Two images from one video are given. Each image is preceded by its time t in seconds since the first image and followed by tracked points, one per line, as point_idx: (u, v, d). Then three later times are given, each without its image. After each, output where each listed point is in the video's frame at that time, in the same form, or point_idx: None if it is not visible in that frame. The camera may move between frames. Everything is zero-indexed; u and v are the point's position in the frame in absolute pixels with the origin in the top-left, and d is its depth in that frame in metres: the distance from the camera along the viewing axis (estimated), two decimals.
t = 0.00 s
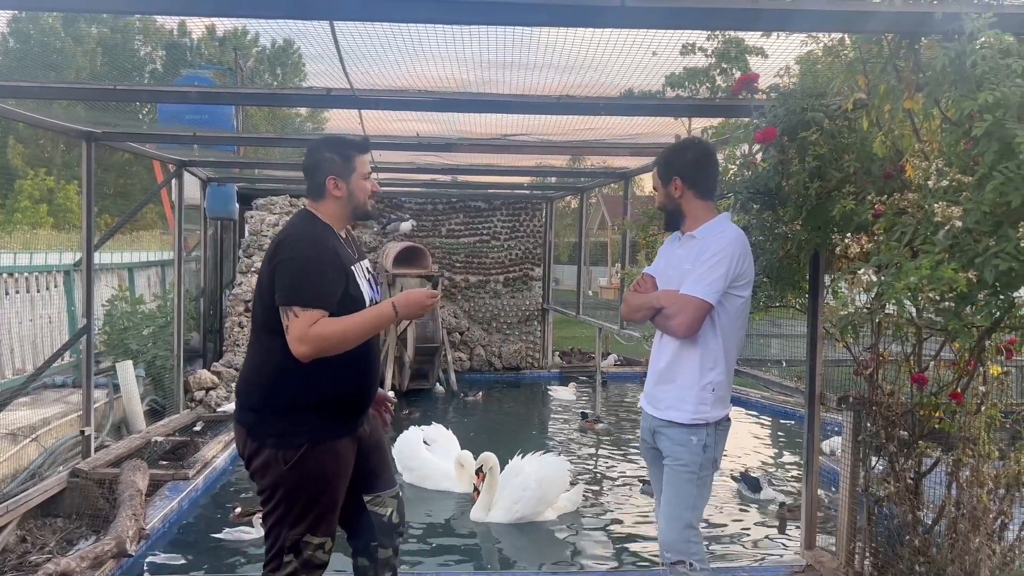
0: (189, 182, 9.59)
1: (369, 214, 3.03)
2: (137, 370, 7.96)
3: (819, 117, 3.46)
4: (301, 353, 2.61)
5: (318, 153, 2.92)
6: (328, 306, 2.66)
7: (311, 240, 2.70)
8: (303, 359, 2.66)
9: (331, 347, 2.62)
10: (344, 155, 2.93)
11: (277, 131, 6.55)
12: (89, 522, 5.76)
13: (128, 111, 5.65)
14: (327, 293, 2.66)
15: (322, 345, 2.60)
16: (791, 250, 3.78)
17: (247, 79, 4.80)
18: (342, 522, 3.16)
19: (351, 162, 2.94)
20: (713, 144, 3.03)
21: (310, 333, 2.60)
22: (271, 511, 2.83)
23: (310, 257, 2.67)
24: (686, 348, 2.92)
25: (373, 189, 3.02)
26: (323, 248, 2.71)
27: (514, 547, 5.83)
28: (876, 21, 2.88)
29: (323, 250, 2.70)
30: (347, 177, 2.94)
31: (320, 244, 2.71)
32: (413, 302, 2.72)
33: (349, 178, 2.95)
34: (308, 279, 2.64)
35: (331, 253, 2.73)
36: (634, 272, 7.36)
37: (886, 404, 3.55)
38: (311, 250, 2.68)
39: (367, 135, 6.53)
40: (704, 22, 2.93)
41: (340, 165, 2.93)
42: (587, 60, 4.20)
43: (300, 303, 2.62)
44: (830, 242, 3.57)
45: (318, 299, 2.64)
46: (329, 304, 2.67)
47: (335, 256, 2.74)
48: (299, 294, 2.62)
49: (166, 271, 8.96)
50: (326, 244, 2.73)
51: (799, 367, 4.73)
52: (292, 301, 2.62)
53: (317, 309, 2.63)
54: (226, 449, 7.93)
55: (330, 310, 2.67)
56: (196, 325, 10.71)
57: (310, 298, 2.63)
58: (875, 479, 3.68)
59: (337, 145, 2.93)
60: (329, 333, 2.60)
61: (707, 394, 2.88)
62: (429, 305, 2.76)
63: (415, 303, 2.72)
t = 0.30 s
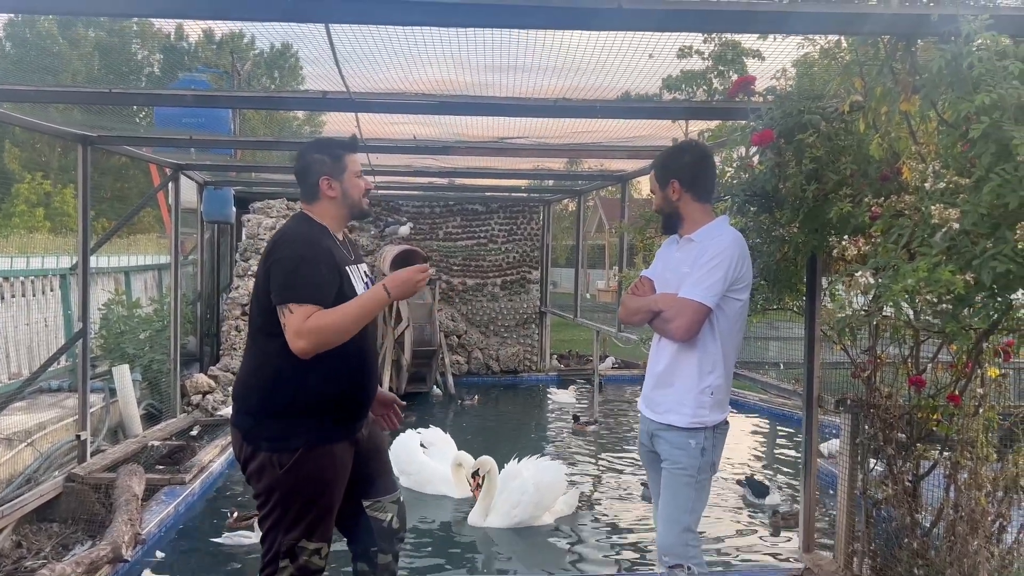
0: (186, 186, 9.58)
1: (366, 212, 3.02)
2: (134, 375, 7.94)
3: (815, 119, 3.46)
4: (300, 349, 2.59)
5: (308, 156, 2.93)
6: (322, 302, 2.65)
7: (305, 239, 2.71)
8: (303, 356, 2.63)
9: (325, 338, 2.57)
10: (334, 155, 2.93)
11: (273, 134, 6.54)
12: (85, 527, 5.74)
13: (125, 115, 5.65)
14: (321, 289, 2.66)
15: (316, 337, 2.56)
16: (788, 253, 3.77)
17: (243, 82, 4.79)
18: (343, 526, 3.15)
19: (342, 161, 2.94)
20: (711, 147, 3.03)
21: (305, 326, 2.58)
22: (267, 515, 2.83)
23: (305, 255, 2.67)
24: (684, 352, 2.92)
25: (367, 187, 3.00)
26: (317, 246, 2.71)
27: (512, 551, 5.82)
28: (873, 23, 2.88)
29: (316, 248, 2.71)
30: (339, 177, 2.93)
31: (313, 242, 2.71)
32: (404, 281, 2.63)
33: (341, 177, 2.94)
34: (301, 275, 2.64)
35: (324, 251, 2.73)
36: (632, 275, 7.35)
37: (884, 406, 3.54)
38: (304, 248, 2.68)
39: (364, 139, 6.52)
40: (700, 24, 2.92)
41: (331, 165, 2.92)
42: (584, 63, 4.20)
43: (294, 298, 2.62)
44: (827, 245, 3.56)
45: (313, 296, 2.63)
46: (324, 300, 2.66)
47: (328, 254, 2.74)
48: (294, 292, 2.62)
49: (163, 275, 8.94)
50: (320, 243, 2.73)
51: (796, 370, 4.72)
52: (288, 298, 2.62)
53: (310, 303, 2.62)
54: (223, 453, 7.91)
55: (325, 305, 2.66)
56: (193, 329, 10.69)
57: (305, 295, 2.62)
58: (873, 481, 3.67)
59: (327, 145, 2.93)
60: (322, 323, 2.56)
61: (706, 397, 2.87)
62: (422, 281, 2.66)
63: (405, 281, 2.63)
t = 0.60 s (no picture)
0: (183, 190, 9.57)
1: (374, 217, 3.03)
2: (131, 379, 7.92)
3: (814, 122, 3.46)
4: (300, 344, 2.57)
5: (319, 160, 2.94)
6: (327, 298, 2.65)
7: (312, 240, 2.72)
8: (305, 351, 2.62)
9: (326, 330, 2.55)
10: (344, 159, 2.94)
11: (271, 138, 6.53)
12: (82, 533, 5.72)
13: (123, 119, 5.64)
14: (326, 286, 2.66)
15: (315, 330, 2.55)
16: (786, 256, 3.76)
17: (241, 85, 4.78)
18: (347, 529, 3.15)
19: (352, 166, 2.95)
20: (714, 151, 3.03)
21: (304, 320, 2.57)
22: (271, 519, 2.83)
23: (310, 253, 2.69)
24: (685, 356, 2.91)
25: (375, 192, 3.03)
26: (323, 247, 2.73)
27: (511, 555, 5.81)
28: (872, 26, 2.88)
29: (322, 249, 2.72)
30: (349, 181, 2.95)
31: (319, 243, 2.73)
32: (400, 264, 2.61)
33: (351, 181, 2.96)
34: (307, 272, 2.64)
35: (331, 253, 2.75)
36: (630, 278, 7.35)
37: (885, 409, 3.53)
38: (310, 247, 2.70)
39: (362, 142, 6.51)
40: (700, 27, 2.92)
41: (342, 169, 2.94)
42: (583, 66, 4.19)
43: (298, 293, 2.61)
44: (826, 248, 3.55)
45: (315, 290, 2.63)
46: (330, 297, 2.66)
47: (334, 255, 2.76)
48: (297, 287, 2.62)
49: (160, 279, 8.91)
50: (326, 245, 2.75)
51: (795, 373, 4.72)
52: (290, 293, 2.62)
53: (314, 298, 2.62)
54: (221, 457, 7.88)
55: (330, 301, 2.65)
56: (190, 334, 10.66)
57: (308, 289, 2.62)
58: (873, 484, 3.65)
59: (337, 150, 2.95)
60: (319, 315, 2.54)
61: (707, 401, 2.86)
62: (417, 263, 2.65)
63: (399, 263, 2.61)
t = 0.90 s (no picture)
0: (179, 193, 9.55)
1: (390, 220, 3.03)
2: (127, 383, 7.89)
3: (813, 124, 3.46)
4: (314, 343, 2.57)
5: (334, 164, 2.94)
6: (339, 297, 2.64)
7: (324, 241, 2.72)
8: (319, 350, 2.61)
9: (340, 329, 2.55)
10: (359, 162, 2.94)
11: (267, 141, 6.52)
12: (78, 538, 5.72)
13: (118, 122, 5.62)
14: (338, 286, 2.66)
15: (329, 328, 2.54)
16: (785, 258, 3.76)
17: (237, 88, 4.76)
18: (357, 532, 3.14)
19: (368, 169, 2.95)
20: (722, 157, 3.08)
21: (318, 318, 2.56)
22: (277, 519, 2.83)
23: (322, 253, 2.69)
24: (685, 358, 2.90)
25: (391, 194, 3.01)
26: (334, 247, 2.73)
27: (511, 559, 5.79)
28: (871, 27, 2.87)
29: (334, 249, 2.72)
30: (366, 184, 2.94)
31: (331, 244, 2.73)
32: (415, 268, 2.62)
33: (367, 184, 2.95)
34: (319, 272, 2.64)
35: (342, 254, 2.75)
36: (628, 281, 7.34)
37: (883, 411, 3.54)
38: (322, 248, 2.70)
39: (359, 145, 6.50)
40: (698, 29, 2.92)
41: (358, 173, 2.93)
42: (580, 68, 4.18)
43: (311, 292, 2.61)
44: (825, 249, 3.57)
45: (328, 289, 2.62)
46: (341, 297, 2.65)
47: (345, 256, 2.76)
48: (310, 285, 2.62)
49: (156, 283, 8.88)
50: (337, 246, 2.75)
51: (794, 375, 4.72)
52: (303, 292, 2.61)
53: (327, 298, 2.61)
54: (218, 461, 7.85)
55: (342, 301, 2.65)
56: (187, 337, 10.63)
57: (321, 288, 2.62)
58: (873, 485, 3.65)
59: (352, 153, 2.94)
60: (333, 314, 2.54)
61: (707, 403, 2.85)
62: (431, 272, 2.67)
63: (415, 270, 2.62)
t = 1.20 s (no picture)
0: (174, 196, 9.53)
1: (400, 224, 3.01)
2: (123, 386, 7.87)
3: (808, 125, 3.46)
4: (332, 342, 2.56)
5: (347, 166, 2.95)
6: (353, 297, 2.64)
7: (337, 241, 2.72)
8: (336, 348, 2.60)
9: (358, 328, 2.54)
10: (372, 165, 2.94)
11: (263, 143, 6.51)
12: (73, 541, 5.70)
13: (114, 124, 5.61)
14: (352, 285, 2.65)
15: (347, 328, 2.54)
16: (781, 259, 3.76)
17: (233, 90, 4.76)
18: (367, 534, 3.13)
19: (379, 172, 2.94)
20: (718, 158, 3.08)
21: (336, 317, 2.56)
22: (284, 518, 2.83)
23: (336, 253, 2.68)
24: (682, 360, 2.90)
25: (403, 199, 2.99)
26: (347, 247, 2.73)
27: (509, 561, 5.78)
28: (869, 27, 2.88)
29: (346, 249, 2.72)
30: (376, 186, 2.93)
31: (343, 244, 2.72)
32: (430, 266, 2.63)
33: (378, 187, 2.94)
34: (332, 271, 2.63)
35: (355, 253, 2.75)
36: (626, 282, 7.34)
37: (880, 412, 3.53)
38: (335, 247, 2.69)
39: (355, 147, 6.49)
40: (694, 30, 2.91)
41: (369, 175, 2.93)
42: (576, 69, 4.18)
43: (325, 292, 2.61)
44: (821, 249, 3.58)
45: (342, 289, 2.62)
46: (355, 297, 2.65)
47: (357, 256, 2.76)
48: (325, 286, 2.61)
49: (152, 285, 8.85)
50: (349, 246, 2.75)
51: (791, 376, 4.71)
52: (317, 292, 2.61)
53: (341, 297, 2.61)
54: (214, 464, 7.82)
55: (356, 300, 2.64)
56: (182, 340, 10.61)
57: (335, 288, 2.61)
58: (870, 486, 3.64)
59: (365, 156, 2.95)
60: (351, 312, 2.54)
61: (706, 404, 2.85)
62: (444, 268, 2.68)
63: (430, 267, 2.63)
